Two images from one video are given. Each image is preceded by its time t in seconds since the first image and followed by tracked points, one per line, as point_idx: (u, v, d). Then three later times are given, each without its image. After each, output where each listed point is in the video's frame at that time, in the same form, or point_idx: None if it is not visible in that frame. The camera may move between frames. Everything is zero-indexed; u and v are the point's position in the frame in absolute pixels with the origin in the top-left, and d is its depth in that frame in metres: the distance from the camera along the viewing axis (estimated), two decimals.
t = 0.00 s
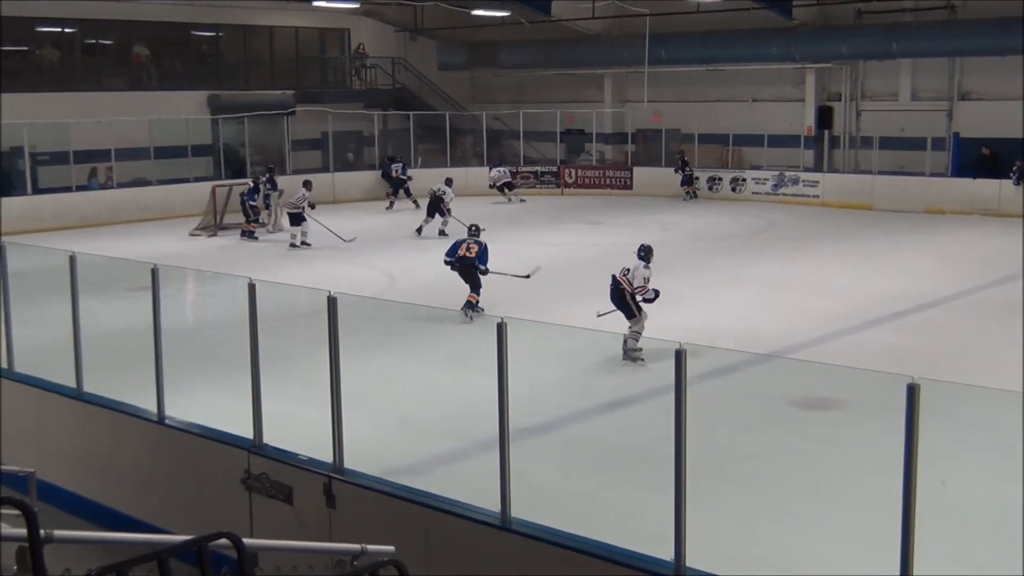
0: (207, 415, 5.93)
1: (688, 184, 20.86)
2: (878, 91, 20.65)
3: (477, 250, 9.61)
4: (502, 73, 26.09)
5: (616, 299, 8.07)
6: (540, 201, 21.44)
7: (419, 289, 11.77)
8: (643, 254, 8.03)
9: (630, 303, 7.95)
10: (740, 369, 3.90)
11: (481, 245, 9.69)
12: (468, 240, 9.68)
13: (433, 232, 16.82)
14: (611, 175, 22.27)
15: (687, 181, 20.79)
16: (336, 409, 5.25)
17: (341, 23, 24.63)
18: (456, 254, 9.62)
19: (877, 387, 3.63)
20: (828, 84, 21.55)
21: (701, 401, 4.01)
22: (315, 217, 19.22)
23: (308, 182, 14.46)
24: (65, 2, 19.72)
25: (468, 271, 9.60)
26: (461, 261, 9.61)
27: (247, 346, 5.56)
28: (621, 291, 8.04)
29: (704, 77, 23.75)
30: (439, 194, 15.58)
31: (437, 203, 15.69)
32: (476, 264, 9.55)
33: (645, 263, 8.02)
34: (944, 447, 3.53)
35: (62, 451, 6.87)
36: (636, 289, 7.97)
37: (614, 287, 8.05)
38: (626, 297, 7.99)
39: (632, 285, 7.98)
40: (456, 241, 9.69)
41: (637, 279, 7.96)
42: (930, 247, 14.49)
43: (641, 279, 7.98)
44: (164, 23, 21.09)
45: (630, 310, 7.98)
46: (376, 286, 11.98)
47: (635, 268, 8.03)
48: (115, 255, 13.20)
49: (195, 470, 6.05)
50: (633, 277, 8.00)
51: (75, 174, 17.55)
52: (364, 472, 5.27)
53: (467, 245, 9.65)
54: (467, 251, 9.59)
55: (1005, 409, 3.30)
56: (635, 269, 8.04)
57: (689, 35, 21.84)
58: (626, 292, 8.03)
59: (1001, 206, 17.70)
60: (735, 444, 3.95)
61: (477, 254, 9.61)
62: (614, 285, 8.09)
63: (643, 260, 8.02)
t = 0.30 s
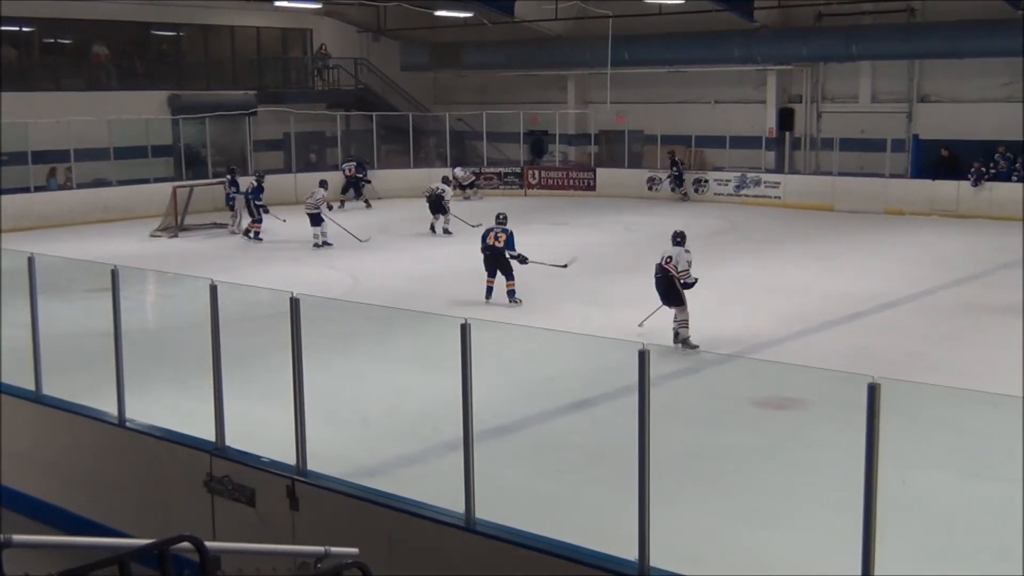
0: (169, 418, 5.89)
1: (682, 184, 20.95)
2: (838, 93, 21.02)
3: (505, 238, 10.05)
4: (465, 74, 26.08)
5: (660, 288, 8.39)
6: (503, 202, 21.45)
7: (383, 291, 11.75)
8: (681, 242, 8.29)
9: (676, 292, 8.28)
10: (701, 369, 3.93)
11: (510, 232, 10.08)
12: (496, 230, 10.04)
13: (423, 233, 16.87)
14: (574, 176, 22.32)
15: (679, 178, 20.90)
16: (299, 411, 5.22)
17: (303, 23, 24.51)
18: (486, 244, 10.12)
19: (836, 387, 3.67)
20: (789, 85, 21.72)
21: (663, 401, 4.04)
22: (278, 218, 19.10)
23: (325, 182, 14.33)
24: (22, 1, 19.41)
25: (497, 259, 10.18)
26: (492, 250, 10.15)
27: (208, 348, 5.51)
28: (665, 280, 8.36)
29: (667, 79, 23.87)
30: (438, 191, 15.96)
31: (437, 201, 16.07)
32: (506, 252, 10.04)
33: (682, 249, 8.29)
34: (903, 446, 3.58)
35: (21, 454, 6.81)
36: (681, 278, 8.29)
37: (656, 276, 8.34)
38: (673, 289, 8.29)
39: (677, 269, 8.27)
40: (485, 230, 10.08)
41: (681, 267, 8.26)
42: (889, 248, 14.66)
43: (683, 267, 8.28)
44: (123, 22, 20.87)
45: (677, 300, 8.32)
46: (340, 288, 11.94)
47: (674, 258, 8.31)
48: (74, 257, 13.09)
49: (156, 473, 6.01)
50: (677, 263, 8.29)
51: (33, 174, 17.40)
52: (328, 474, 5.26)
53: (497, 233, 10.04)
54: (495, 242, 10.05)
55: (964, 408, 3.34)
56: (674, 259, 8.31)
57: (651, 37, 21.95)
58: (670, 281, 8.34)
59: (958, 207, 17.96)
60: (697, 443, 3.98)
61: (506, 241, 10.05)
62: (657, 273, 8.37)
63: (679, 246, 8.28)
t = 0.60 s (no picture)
0: (140, 419, 5.85)
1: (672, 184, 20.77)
2: (809, 94, 21.18)
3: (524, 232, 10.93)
4: (437, 74, 26.09)
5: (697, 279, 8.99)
6: (477, 202, 21.44)
7: (355, 291, 11.71)
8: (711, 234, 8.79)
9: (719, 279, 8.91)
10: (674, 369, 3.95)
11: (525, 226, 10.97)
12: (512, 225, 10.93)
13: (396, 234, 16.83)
14: (547, 176, 22.33)
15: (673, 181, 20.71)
16: (272, 413, 5.20)
17: (275, 22, 24.46)
18: (507, 241, 10.95)
19: (808, 387, 3.70)
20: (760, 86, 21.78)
21: (636, 401, 4.05)
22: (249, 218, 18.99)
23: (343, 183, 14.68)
24: None
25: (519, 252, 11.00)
26: (513, 245, 10.98)
27: (179, 349, 5.48)
28: (703, 270, 8.93)
29: (639, 79, 23.96)
30: (438, 191, 16.39)
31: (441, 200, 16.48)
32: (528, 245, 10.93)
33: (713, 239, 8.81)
34: (874, 446, 3.61)
35: None
36: (719, 265, 8.89)
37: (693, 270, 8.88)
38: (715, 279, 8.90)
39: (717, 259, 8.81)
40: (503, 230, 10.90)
41: (720, 256, 8.82)
42: (859, 248, 14.79)
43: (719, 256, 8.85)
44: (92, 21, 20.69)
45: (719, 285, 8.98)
46: (312, 288, 11.88)
47: (708, 249, 8.84)
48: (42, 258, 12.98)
49: (127, 475, 5.96)
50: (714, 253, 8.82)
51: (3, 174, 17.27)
52: (301, 475, 5.24)
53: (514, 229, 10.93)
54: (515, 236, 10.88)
55: (935, 406, 3.39)
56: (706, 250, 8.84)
57: (623, 38, 22.01)
58: (707, 269, 8.92)
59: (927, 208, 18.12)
60: (670, 443, 3.99)
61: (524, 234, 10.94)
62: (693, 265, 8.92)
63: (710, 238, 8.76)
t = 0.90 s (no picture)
0: (129, 421, 5.84)
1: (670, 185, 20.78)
2: (798, 95, 21.22)
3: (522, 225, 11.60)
4: (427, 75, 26.06)
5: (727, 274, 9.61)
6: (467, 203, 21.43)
7: (345, 292, 11.70)
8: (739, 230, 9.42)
9: (754, 273, 9.49)
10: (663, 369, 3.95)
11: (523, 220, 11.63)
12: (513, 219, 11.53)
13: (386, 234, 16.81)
14: (536, 177, 22.38)
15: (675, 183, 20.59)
16: (261, 413, 5.19)
17: (264, 23, 24.39)
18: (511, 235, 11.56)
19: (797, 387, 3.70)
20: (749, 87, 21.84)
21: (625, 401, 4.05)
22: (238, 219, 18.94)
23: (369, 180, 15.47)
24: None
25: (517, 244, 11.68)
26: (515, 238, 11.62)
27: (168, 350, 5.46)
28: (737, 264, 9.55)
29: (628, 80, 23.97)
30: (447, 187, 17.05)
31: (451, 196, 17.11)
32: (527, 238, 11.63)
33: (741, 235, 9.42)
34: (863, 446, 3.62)
35: None
36: (751, 258, 9.49)
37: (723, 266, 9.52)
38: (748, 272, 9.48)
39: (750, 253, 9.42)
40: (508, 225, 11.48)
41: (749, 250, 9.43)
42: (849, 248, 14.82)
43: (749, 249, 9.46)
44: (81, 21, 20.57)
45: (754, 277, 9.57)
46: (302, 289, 11.87)
47: (738, 245, 9.46)
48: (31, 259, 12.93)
49: (116, 476, 5.94)
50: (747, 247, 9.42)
51: None
52: (291, 477, 5.23)
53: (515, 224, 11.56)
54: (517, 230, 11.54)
55: (925, 406, 3.40)
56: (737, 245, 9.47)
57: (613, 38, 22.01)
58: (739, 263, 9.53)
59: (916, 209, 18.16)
60: (660, 443, 4.00)
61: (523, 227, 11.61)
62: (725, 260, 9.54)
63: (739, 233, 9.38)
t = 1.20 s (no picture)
0: (128, 422, 5.84)
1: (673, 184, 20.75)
2: (797, 95, 21.24)
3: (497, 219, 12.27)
4: (425, 76, 26.04)
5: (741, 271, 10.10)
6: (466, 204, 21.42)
7: (343, 293, 11.70)
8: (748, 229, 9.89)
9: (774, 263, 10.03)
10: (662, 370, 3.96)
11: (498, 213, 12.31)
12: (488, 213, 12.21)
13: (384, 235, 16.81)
14: (535, 178, 22.31)
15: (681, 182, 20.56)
16: (260, 414, 5.19)
17: (261, 24, 24.37)
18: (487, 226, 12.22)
19: (796, 387, 3.71)
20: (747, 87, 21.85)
21: (624, 403, 4.06)
22: (236, 221, 18.92)
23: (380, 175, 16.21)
24: None
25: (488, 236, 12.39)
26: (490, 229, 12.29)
27: (167, 351, 5.46)
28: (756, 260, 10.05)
29: (626, 81, 23.97)
30: (463, 186, 17.24)
31: (465, 192, 17.53)
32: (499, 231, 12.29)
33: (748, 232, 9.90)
34: (861, 446, 3.62)
35: None
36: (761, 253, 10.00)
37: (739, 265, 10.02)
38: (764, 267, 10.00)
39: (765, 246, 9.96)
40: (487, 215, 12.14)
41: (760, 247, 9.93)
42: (848, 249, 14.82)
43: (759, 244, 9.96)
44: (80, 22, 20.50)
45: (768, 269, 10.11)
46: (300, 290, 11.86)
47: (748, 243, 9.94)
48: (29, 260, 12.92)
49: (115, 477, 5.94)
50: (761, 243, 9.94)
51: None
52: (290, 478, 5.23)
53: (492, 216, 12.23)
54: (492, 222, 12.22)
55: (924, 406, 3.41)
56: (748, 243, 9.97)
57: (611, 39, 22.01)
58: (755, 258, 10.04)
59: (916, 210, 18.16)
60: (660, 444, 4.00)
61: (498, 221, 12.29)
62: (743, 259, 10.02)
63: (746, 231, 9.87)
